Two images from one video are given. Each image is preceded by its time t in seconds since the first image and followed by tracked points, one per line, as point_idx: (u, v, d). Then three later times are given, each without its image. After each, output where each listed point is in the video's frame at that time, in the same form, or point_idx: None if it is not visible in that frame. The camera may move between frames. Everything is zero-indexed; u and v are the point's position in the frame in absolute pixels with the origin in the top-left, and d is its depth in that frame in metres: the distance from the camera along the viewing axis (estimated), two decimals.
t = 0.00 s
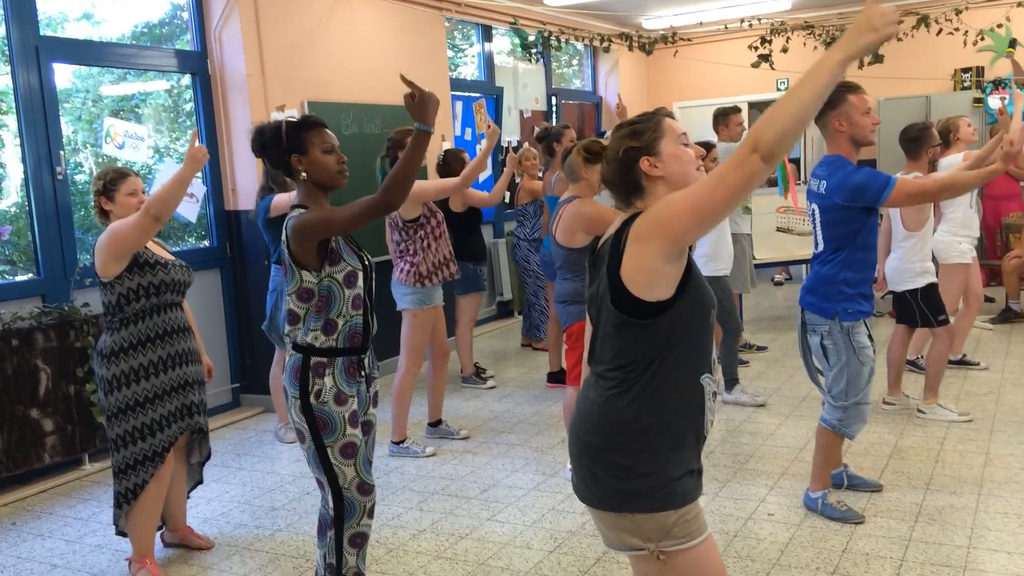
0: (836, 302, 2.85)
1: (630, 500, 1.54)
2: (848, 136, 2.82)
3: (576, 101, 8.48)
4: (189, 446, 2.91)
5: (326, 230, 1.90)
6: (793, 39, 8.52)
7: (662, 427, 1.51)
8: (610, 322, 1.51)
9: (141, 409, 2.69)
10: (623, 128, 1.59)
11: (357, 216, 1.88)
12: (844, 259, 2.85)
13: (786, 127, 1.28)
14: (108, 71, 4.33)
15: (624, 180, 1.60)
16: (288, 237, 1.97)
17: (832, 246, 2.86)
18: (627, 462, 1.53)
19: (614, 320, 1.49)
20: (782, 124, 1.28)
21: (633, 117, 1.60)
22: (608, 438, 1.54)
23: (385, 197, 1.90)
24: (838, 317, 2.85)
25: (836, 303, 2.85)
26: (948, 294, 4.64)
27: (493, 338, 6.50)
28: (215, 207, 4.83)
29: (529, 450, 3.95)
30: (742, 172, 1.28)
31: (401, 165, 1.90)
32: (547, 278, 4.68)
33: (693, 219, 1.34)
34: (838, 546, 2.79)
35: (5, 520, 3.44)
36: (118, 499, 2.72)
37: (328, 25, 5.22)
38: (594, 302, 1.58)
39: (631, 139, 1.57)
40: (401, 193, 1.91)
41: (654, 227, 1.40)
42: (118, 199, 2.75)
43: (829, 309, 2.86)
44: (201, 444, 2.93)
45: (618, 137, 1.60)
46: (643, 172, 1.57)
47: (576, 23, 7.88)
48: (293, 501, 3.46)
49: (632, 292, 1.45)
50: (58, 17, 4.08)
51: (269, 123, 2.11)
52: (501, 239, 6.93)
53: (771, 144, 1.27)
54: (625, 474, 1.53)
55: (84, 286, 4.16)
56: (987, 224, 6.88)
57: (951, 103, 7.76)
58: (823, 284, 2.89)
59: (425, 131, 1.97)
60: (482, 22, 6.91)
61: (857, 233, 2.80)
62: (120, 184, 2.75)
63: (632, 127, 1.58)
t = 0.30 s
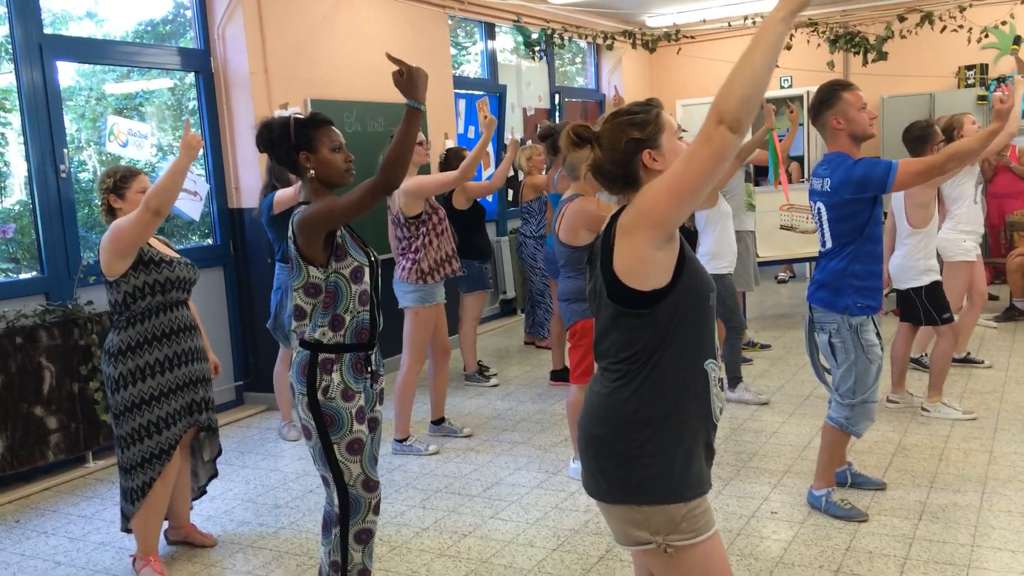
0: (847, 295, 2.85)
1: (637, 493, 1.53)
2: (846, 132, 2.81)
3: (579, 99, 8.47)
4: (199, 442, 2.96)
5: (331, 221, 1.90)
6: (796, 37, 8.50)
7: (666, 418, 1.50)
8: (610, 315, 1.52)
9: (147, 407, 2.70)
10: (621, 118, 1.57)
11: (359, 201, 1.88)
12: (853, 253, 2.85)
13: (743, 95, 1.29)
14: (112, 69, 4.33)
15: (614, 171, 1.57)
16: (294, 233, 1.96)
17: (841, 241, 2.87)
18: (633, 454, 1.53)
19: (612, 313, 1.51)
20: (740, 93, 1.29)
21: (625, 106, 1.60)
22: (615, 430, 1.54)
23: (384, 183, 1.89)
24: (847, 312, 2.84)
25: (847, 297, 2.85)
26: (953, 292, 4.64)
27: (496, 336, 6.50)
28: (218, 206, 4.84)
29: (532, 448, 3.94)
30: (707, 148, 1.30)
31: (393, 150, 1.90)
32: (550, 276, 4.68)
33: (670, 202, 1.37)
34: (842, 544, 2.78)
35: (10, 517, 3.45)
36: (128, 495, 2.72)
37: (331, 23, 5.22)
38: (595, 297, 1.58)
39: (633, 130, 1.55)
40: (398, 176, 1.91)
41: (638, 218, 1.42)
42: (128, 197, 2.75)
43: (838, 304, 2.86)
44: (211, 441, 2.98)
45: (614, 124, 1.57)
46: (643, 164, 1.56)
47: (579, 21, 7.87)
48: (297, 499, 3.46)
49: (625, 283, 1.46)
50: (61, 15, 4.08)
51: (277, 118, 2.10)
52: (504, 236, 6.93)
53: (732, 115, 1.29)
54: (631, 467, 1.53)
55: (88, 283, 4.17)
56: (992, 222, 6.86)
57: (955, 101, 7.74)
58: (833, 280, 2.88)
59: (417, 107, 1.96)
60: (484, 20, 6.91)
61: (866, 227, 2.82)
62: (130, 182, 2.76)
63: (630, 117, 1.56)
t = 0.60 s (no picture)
0: (851, 290, 2.85)
1: (634, 490, 1.53)
2: (848, 130, 2.81)
3: (581, 98, 8.47)
4: (204, 439, 2.97)
5: (332, 217, 1.90)
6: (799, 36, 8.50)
7: (661, 416, 1.50)
8: (605, 316, 1.52)
9: (151, 406, 2.70)
10: (621, 116, 1.56)
11: (356, 195, 1.88)
12: (859, 248, 2.85)
13: (713, 89, 1.32)
14: (113, 68, 4.33)
15: (615, 168, 1.57)
16: (297, 232, 1.96)
17: (845, 236, 2.87)
18: (629, 451, 1.53)
19: (605, 313, 1.52)
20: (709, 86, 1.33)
21: (621, 104, 1.61)
22: (611, 428, 1.54)
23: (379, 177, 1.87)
24: (852, 308, 2.85)
25: (852, 292, 2.85)
26: (956, 291, 4.64)
27: (498, 335, 6.50)
28: (220, 204, 4.84)
29: (534, 446, 3.94)
30: (683, 142, 1.33)
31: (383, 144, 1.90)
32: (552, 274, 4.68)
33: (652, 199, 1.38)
34: (843, 543, 2.79)
35: (12, 515, 3.45)
36: (133, 493, 2.71)
37: (333, 21, 5.22)
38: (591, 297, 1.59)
39: (637, 129, 1.55)
40: (393, 168, 1.89)
41: (625, 218, 1.42)
42: (134, 195, 2.76)
43: (843, 299, 2.86)
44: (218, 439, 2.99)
45: (613, 121, 1.57)
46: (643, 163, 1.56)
47: (581, 19, 7.87)
48: (299, 497, 3.47)
49: (614, 282, 1.47)
50: (63, 13, 4.08)
51: (283, 113, 2.09)
52: (506, 235, 6.94)
53: (706, 109, 1.32)
54: (628, 464, 1.53)
55: (90, 282, 4.17)
56: (994, 221, 6.85)
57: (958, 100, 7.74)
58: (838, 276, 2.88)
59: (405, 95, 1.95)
60: (487, 19, 6.91)
61: (872, 220, 2.82)
62: (136, 180, 2.77)
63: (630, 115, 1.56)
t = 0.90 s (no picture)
0: (857, 286, 2.84)
1: (632, 488, 1.54)
2: (854, 128, 2.80)
3: (583, 96, 8.47)
4: (203, 439, 2.97)
5: (330, 218, 1.90)
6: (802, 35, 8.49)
7: (657, 414, 1.50)
8: (598, 316, 1.53)
9: (147, 406, 2.71)
10: (623, 113, 1.56)
11: (354, 195, 1.88)
12: (865, 245, 2.85)
13: (689, 93, 1.31)
14: (117, 66, 4.34)
15: (614, 166, 1.57)
16: (296, 234, 1.96)
17: (850, 234, 2.87)
18: (627, 449, 1.53)
19: (598, 313, 1.52)
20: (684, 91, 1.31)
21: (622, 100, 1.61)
22: (609, 426, 1.54)
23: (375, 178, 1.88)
24: (857, 304, 2.84)
25: (856, 288, 2.84)
26: (959, 290, 4.63)
27: (500, 334, 6.50)
28: (223, 203, 4.85)
29: (537, 445, 3.94)
30: (660, 149, 1.33)
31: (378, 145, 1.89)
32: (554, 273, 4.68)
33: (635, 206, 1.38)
34: (846, 542, 2.78)
35: (15, 512, 3.46)
36: (133, 490, 2.72)
37: (336, 20, 5.22)
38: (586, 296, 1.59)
39: (638, 129, 1.55)
40: (390, 167, 1.90)
41: (611, 223, 1.42)
42: (133, 190, 2.77)
43: (848, 295, 2.85)
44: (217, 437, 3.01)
45: (617, 118, 1.56)
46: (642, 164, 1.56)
47: (584, 18, 7.87)
48: (301, 495, 3.47)
49: (604, 283, 1.47)
50: (67, 11, 4.09)
51: (285, 111, 2.10)
52: (509, 233, 6.94)
53: (681, 116, 1.31)
54: (627, 462, 1.53)
55: (94, 280, 4.18)
56: (998, 220, 6.84)
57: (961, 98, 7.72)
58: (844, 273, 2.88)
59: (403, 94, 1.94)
60: (489, 17, 6.91)
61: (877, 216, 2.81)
62: (135, 176, 2.78)
63: (631, 112, 1.56)
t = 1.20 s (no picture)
0: (859, 286, 2.84)
1: (626, 488, 1.53)
2: (859, 127, 2.80)
3: (586, 95, 8.47)
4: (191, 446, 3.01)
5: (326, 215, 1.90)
6: (805, 34, 8.49)
7: (653, 414, 1.50)
8: (594, 316, 1.53)
9: (132, 408, 2.70)
10: (631, 110, 1.55)
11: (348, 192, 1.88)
12: (869, 243, 2.85)
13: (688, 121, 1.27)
14: (119, 65, 4.34)
15: (617, 162, 1.56)
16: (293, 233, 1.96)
17: (852, 233, 2.87)
18: (623, 449, 1.53)
19: (594, 314, 1.52)
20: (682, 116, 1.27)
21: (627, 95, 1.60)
22: (605, 425, 1.54)
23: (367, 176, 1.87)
24: (859, 303, 2.83)
25: (858, 287, 2.84)
26: (962, 290, 4.63)
27: (502, 333, 6.50)
28: (225, 201, 4.85)
29: (539, 444, 3.94)
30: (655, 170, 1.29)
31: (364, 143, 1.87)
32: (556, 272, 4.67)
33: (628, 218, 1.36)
34: (848, 542, 2.78)
35: (18, 511, 3.47)
36: (124, 491, 2.73)
37: (339, 19, 5.22)
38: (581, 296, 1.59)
39: (646, 127, 1.54)
40: (379, 157, 1.87)
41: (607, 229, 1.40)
42: (129, 188, 2.77)
43: (850, 295, 2.85)
44: (199, 446, 3.07)
45: (624, 115, 1.55)
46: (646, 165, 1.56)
47: (587, 17, 7.86)
48: (303, 494, 3.47)
49: (596, 280, 1.47)
50: (70, 10, 4.09)
51: (284, 111, 2.10)
52: (511, 233, 6.94)
53: (677, 141, 1.27)
54: (621, 462, 1.53)
55: (96, 279, 4.18)
56: (1001, 220, 6.83)
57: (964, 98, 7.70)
58: (846, 273, 2.87)
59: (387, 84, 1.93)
60: (492, 17, 6.91)
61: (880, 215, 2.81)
62: (132, 174, 2.78)
63: (640, 111, 1.55)
